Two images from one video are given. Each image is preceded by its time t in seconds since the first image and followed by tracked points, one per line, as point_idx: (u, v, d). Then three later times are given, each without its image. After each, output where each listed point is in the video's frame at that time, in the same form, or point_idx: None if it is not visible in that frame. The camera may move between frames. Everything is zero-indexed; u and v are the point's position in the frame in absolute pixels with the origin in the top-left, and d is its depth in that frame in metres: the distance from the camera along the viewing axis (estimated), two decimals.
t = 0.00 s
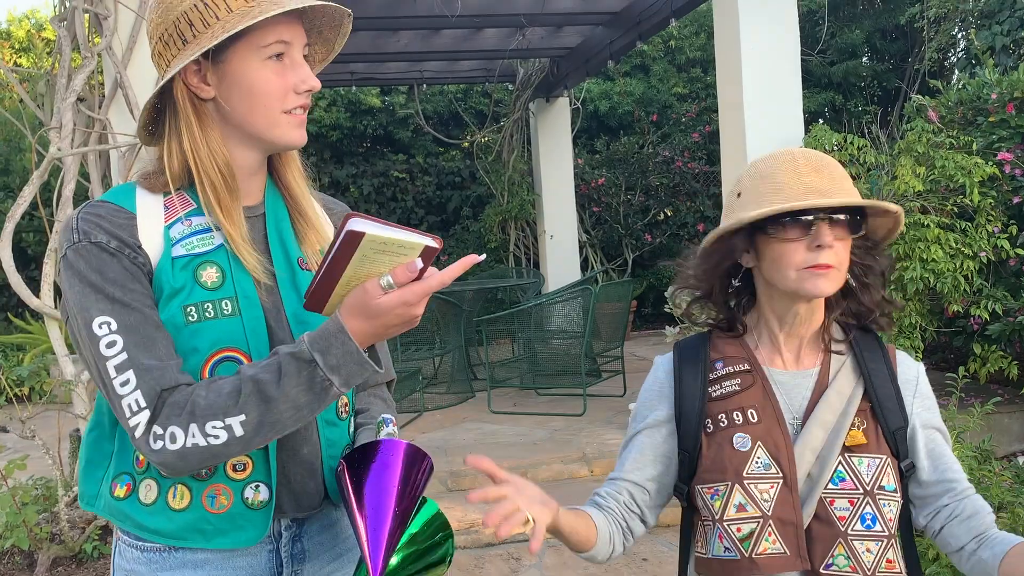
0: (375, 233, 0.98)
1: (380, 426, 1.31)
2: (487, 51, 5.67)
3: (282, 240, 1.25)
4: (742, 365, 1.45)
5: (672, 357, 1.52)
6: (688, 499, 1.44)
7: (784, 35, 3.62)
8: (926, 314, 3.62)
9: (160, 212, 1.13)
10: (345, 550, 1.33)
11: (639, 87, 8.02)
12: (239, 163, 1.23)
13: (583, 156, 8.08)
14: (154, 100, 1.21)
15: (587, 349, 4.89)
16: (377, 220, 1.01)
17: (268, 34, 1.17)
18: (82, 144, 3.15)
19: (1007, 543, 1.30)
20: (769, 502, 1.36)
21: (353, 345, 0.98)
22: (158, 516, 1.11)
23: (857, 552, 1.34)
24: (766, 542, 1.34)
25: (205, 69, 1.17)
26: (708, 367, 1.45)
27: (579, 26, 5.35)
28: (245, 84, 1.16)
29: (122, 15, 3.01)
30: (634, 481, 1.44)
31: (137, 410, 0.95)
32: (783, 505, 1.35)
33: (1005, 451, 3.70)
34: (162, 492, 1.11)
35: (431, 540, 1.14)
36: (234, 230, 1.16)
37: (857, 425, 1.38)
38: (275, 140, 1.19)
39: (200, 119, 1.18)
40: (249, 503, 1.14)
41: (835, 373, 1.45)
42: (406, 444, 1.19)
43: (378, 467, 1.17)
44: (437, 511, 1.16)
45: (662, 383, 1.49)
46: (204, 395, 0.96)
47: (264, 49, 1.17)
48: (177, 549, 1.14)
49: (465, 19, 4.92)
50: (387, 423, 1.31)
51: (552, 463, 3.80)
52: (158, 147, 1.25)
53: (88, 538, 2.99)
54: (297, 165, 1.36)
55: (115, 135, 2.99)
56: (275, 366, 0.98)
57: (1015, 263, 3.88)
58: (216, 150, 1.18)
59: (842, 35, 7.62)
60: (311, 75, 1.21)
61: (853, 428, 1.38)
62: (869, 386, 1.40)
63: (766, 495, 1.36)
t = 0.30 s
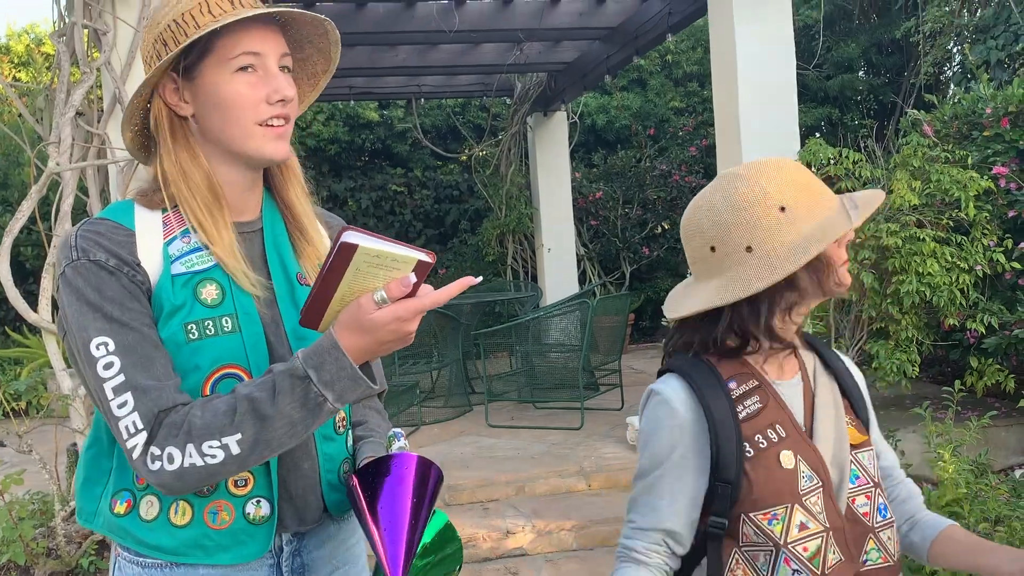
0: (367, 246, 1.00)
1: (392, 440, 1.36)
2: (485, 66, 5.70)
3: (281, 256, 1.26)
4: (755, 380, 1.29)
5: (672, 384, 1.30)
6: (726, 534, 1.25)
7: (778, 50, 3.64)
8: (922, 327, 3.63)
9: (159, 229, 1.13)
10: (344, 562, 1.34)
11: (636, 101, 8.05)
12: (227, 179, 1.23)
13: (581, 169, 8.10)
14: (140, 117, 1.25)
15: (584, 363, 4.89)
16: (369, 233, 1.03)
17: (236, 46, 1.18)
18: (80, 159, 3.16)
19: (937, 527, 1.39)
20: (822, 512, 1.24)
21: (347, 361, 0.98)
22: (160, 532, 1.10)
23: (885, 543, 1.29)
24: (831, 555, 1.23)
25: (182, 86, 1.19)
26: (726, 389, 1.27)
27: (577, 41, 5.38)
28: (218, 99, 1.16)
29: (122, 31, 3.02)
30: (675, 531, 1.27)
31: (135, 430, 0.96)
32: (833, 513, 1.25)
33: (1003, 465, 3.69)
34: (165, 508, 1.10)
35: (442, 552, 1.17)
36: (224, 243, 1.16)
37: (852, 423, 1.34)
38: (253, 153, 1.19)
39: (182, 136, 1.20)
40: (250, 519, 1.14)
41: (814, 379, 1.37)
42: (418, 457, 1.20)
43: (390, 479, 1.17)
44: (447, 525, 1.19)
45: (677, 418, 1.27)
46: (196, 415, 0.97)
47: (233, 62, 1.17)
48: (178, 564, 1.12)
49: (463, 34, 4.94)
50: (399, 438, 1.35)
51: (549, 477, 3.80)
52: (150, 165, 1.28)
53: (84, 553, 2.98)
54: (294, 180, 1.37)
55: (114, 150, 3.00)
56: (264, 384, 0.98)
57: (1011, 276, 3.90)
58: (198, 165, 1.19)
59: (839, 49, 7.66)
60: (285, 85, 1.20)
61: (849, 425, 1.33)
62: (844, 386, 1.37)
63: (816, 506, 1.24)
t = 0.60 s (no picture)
0: (348, 260, 1.04)
1: (376, 463, 1.32)
2: (482, 80, 5.72)
3: (279, 272, 1.27)
4: (747, 397, 1.29)
5: (668, 400, 1.29)
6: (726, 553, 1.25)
7: (772, 64, 3.66)
8: (917, 340, 3.64)
9: (156, 246, 1.14)
10: None
11: (632, 114, 8.09)
12: (224, 195, 1.24)
13: (577, 182, 8.14)
14: (137, 138, 1.26)
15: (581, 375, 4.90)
16: (357, 254, 1.07)
17: (229, 66, 1.19)
18: (77, 173, 3.17)
19: (898, 533, 1.45)
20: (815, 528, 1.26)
21: (325, 387, 0.98)
22: (157, 547, 1.10)
23: (865, 557, 1.34)
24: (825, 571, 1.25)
25: (177, 104, 1.20)
26: (722, 404, 1.27)
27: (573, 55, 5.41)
28: (213, 117, 1.18)
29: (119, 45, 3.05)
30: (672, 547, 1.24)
31: (119, 452, 0.98)
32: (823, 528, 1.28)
33: (998, 477, 3.70)
34: (161, 522, 1.11)
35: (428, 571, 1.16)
36: (220, 259, 1.17)
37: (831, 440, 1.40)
38: (248, 171, 1.20)
39: (179, 154, 1.22)
40: (245, 534, 1.15)
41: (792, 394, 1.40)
42: (400, 481, 1.21)
43: (372, 503, 1.18)
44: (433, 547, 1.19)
45: (676, 433, 1.26)
46: (185, 437, 0.98)
47: (227, 81, 1.19)
48: None
49: (460, 49, 4.97)
50: (382, 461, 1.32)
51: (546, 491, 3.80)
52: (149, 182, 1.29)
53: (81, 567, 2.98)
54: (296, 197, 1.39)
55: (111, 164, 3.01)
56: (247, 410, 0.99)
57: (1005, 289, 3.92)
58: (196, 182, 1.20)
59: (834, 63, 7.71)
60: (279, 103, 1.21)
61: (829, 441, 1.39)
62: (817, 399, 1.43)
63: (810, 522, 1.26)
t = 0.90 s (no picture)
0: (339, 266, 1.06)
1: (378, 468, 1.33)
2: (482, 90, 5.74)
3: (279, 282, 1.27)
4: (678, 410, 1.45)
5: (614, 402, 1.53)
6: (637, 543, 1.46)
7: (772, 74, 3.67)
8: (917, 350, 3.64)
9: (157, 256, 1.14)
10: None
11: (632, 124, 8.10)
12: (224, 205, 1.24)
13: (577, 193, 8.16)
14: (136, 149, 1.27)
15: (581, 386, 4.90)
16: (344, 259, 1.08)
17: (229, 76, 1.20)
18: (77, 183, 3.17)
19: (981, 558, 1.35)
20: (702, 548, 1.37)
21: (325, 397, 0.99)
22: (161, 558, 1.09)
23: None
24: None
25: (177, 115, 1.20)
26: (646, 412, 1.46)
27: (573, 65, 5.42)
28: (211, 128, 1.18)
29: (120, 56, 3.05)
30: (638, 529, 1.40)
31: (121, 464, 0.98)
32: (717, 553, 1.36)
33: (999, 487, 3.70)
34: (166, 532, 1.10)
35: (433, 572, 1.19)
36: (223, 268, 1.17)
37: (786, 466, 1.36)
38: (248, 181, 1.20)
39: (178, 164, 1.22)
40: (250, 542, 1.14)
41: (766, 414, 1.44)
42: (403, 485, 1.22)
43: (375, 508, 1.19)
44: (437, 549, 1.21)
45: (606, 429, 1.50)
46: (188, 449, 0.98)
47: (225, 92, 1.19)
48: None
49: (460, 60, 4.98)
50: (384, 466, 1.33)
51: (546, 501, 3.79)
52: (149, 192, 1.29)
53: None
54: (293, 207, 1.39)
55: (111, 175, 3.00)
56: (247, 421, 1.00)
57: (1005, 299, 3.92)
58: (196, 192, 1.20)
59: (833, 74, 7.74)
60: (278, 113, 1.22)
61: (781, 468, 1.36)
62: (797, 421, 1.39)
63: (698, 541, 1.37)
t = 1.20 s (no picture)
0: (370, 265, 1.02)
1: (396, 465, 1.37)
2: (486, 98, 5.75)
3: (282, 286, 1.28)
4: (656, 416, 1.46)
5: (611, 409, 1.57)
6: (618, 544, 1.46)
7: (776, 83, 3.68)
8: (921, 359, 3.64)
9: (163, 261, 1.14)
10: None
11: (635, 132, 8.12)
12: (230, 210, 1.26)
13: (580, 200, 8.18)
14: (140, 152, 1.26)
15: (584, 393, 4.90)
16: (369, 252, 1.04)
17: (241, 82, 1.20)
18: (83, 189, 3.18)
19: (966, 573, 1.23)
20: (646, 551, 1.36)
21: (360, 385, 1.00)
22: (177, 564, 1.09)
23: None
24: None
25: (185, 120, 1.20)
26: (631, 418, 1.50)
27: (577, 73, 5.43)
28: (223, 133, 1.19)
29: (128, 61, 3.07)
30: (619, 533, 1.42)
31: (150, 464, 0.97)
32: (658, 555, 1.34)
33: (1003, 496, 3.69)
34: (179, 540, 1.10)
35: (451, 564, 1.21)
36: (231, 272, 1.19)
37: (734, 477, 1.32)
38: (260, 186, 1.22)
39: (185, 169, 1.22)
40: (267, 543, 1.15)
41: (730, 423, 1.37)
42: (422, 478, 1.25)
43: (397, 504, 1.22)
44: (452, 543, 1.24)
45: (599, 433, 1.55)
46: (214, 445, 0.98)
47: (239, 97, 1.20)
48: None
49: (464, 67, 4.99)
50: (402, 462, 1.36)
51: (550, 509, 3.79)
52: (149, 196, 1.29)
53: None
54: (286, 211, 1.40)
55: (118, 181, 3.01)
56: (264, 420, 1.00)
57: (1009, 308, 3.92)
58: (203, 197, 1.21)
59: (836, 82, 7.76)
60: (289, 120, 1.23)
61: (729, 478, 1.33)
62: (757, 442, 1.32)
63: (645, 544, 1.36)
